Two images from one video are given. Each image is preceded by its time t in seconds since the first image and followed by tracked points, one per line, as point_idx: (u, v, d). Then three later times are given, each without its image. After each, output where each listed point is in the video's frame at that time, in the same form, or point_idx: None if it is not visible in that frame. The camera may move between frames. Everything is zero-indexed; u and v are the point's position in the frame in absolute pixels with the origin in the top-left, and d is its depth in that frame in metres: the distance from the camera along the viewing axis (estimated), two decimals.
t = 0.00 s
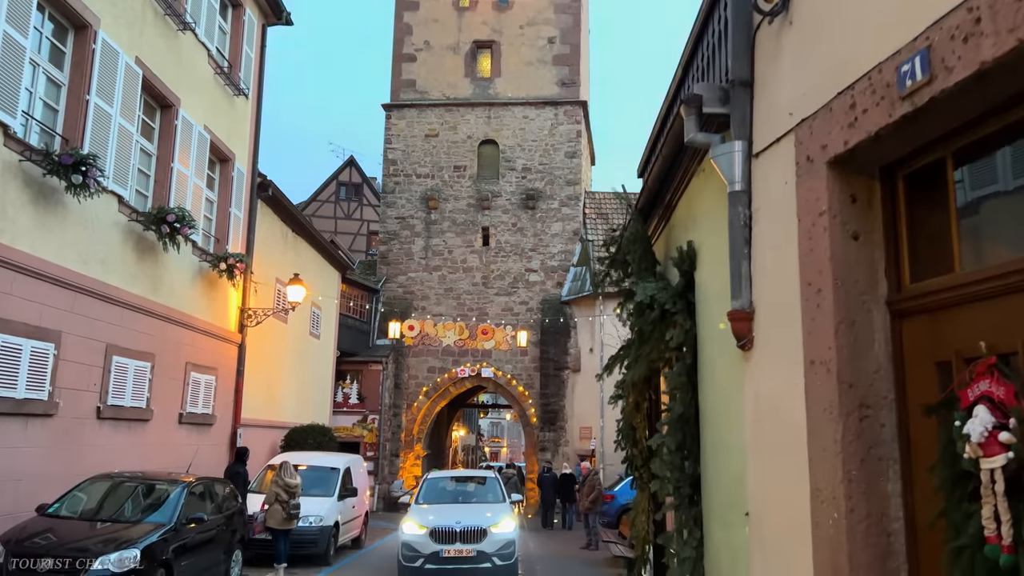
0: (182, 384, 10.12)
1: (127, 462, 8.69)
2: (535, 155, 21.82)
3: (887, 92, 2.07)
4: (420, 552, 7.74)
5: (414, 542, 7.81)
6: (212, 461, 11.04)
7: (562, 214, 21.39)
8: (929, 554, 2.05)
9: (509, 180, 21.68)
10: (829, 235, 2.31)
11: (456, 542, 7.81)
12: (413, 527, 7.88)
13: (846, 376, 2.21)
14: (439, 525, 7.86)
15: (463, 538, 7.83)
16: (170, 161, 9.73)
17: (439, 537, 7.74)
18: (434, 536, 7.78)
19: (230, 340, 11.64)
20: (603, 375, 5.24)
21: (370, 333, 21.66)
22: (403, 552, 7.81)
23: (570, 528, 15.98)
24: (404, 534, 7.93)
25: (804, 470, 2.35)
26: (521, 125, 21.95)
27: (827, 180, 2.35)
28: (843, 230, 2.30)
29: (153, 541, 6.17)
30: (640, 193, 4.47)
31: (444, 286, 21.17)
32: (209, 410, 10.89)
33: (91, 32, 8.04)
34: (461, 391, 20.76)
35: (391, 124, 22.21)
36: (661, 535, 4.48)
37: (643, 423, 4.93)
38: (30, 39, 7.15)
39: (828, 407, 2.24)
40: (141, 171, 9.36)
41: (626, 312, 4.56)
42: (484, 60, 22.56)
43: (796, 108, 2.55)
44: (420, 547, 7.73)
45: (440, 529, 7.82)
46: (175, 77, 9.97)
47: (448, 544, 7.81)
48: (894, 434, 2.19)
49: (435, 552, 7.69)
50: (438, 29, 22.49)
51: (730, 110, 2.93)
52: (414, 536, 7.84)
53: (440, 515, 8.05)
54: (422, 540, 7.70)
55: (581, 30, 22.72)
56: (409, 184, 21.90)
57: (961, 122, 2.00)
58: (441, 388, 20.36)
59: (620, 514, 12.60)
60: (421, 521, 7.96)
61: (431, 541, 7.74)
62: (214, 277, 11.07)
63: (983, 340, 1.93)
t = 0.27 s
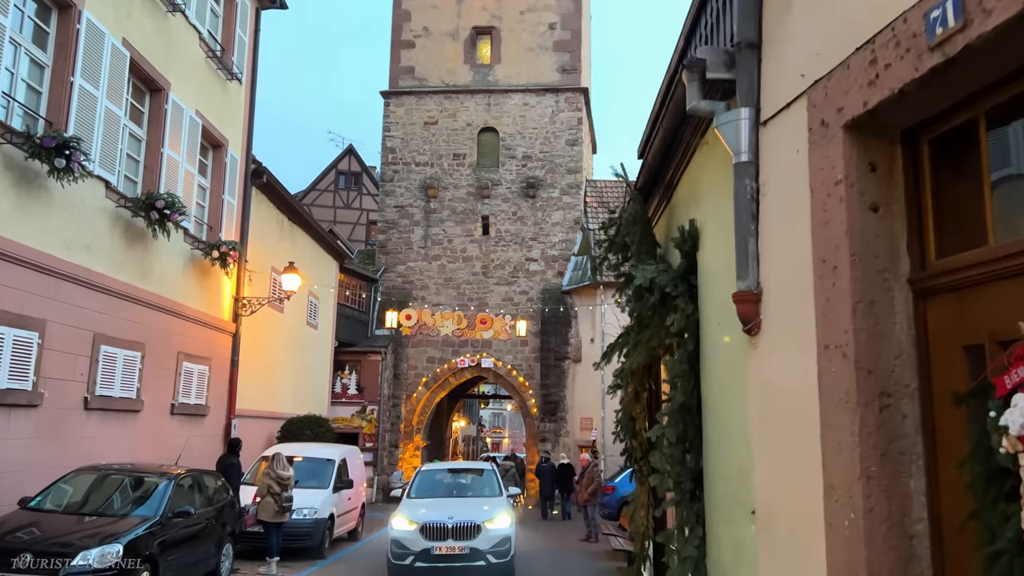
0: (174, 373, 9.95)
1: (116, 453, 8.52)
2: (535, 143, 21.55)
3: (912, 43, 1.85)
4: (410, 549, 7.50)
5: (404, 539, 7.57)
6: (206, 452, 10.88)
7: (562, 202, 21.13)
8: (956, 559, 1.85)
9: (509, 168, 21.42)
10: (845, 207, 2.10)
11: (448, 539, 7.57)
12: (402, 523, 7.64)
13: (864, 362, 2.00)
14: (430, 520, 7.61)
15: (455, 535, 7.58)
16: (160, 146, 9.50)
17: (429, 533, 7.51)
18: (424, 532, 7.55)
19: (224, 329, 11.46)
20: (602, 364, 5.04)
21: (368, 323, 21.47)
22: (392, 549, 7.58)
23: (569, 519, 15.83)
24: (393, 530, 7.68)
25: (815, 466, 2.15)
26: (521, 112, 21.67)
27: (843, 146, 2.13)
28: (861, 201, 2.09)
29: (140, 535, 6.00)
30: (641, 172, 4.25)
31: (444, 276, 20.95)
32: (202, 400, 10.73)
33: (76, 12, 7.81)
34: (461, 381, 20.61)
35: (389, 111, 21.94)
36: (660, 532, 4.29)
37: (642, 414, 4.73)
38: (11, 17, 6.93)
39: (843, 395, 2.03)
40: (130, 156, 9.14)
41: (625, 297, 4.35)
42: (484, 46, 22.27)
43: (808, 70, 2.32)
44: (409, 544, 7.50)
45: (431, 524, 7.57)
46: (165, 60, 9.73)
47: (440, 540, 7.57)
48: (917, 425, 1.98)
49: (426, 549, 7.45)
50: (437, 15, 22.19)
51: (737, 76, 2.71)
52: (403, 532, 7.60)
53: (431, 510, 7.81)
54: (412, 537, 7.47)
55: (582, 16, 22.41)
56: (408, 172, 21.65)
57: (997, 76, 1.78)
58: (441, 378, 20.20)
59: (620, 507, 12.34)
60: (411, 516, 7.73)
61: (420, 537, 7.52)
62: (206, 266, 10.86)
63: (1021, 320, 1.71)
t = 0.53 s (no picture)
0: (167, 365, 9.78)
1: (107, 446, 8.36)
2: (536, 133, 21.30)
3: None
4: (399, 548, 7.19)
5: (393, 537, 7.27)
6: (201, 445, 10.73)
7: (563, 193, 20.91)
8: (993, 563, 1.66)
9: (509, 158, 21.19)
10: (867, 174, 1.90)
11: (439, 537, 7.26)
12: (391, 520, 7.35)
13: (888, 344, 1.81)
14: (420, 518, 7.31)
15: (447, 533, 7.27)
16: (151, 133, 9.30)
17: (420, 532, 7.21)
18: (414, 530, 7.25)
19: (219, 321, 11.29)
20: (601, 353, 4.84)
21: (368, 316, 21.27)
22: (381, 548, 7.27)
23: (568, 512, 15.71)
24: (382, 528, 7.39)
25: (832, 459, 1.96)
26: (522, 102, 21.42)
27: (865, 107, 1.93)
28: (885, 166, 1.89)
29: (128, 530, 5.85)
30: (642, 150, 4.05)
31: (443, 268, 20.76)
32: (197, 393, 10.57)
33: None
34: (461, 373, 20.47)
35: (388, 101, 21.68)
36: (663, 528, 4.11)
37: (643, 405, 4.55)
38: None
39: (865, 382, 1.84)
40: (120, 143, 8.95)
41: (625, 282, 4.15)
42: (484, 35, 22.02)
43: (825, 25, 2.12)
44: (399, 542, 7.19)
45: (421, 522, 7.27)
46: (157, 45, 9.50)
47: (431, 539, 7.27)
48: (948, 414, 1.79)
49: (416, 549, 7.14)
50: (437, 3, 21.94)
51: (746, 38, 2.51)
52: (392, 529, 7.30)
53: (422, 507, 7.51)
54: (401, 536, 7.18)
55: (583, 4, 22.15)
56: (407, 162, 21.43)
57: None
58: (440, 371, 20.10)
59: (621, 500, 12.11)
60: (401, 514, 7.42)
61: (410, 536, 7.21)
62: (200, 256, 10.67)
63: None
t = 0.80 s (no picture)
0: (161, 357, 9.58)
1: (98, 440, 8.18)
2: (537, 124, 21.03)
3: None
4: (388, 548, 6.68)
5: (381, 535, 6.75)
6: (196, 438, 10.54)
7: (565, 184, 20.67)
8: None
9: (511, 149, 20.95)
10: (907, 127, 1.74)
11: (432, 536, 6.74)
12: (381, 517, 6.83)
13: (935, 319, 1.67)
14: (411, 515, 6.80)
15: (439, 532, 6.75)
16: (143, 119, 9.08)
17: (410, 530, 6.69)
18: (405, 529, 6.72)
19: (214, 312, 11.07)
20: (603, 341, 4.64)
21: (367, 308, 21.10)
22: (369, 547, 6.76)
23: (570, 506, 15.51)
24: (370, 524, 6.86)
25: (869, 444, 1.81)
26: (523, 92, 21.16)
27: (907, 49, 1.76)
28: (929, 117, 1.72)
29: (116, 525, 5.67)
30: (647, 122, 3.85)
31: (444, 260, 20.55)
32: (192, 385, 10.38)
33: None
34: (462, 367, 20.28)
35: (388, 92, 21.43)
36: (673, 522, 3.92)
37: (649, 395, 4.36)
38: None
39: (908, 361, 1.70)
40: (110, 129, 8.72)
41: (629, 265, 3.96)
42: (485, 25, 21.74)
43: None
44: (388, 542, 6.67)
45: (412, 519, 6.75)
46: (148, 30, 9.27)
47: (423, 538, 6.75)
48: (1001, 398, 1.67)
49: (405, 549, 6.63)
50: None
51: None
52: (381, 528, 6.77)
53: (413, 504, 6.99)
54: (390, 534, 6.65)
55: None
56: (407, 154, 21.19)
57: None
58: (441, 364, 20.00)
59: (623, 495, 12.19)
60: (391, 511, 6.90)
61: (400, 535, 6.68)
62: (195, 245, 10.46)
63: None
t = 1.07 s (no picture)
0: (150, 354, 9.38)
1: (85, 438, 7.98)
2: (537, 119, 20.79)
3: None
4: (371, 554, 6.44)
5: (363, 540, 6.51)
6: (187, 436, 10.35)
7: (565, 179, 20.44)
8: None
9: (510, 144, 20.71)
10: (940, 87, 1.58)
11: (417, 541, 6.46)
12: (363, 521, 6.58)
13: (971, 304, 1.51)
14: (396, 518, 6.53)
15: (425, 537, 6.46)
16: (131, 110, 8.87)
17: (393, 536, 6.43)
18: (387, 534, 6.46)
19: (206, 308, 10.87)
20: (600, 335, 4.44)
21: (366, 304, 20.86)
22: (351, 552, 6.52)
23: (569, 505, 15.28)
24: (352, 528, 6.63)
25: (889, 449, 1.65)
26: (523, 86, 20.92)
27: None
28: (964, 73, 1.56)
29: (99, 525, 5.51)
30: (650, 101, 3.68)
31: (443, 256, 20.33)
32: (183, 382, 10.19)
33: None
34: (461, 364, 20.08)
35: (386, 86, 21.20)
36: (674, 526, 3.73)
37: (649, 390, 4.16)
38: None
39: (944, 351, 1.53)
40: (97, 120, 8.52)
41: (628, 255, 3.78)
42: (484, 18, 21.50)
43: None
44: (370, 547, 6.42)
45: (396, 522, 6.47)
46: (137, 18, 9.05)
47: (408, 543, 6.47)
48: None
49: (388, 555, 6.38)
50: None
51: None
52: (363, 532, 6.53)
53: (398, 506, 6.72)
54: (371, 540, 6.41)
55: None
56: (406, 148, 20.96)
57: None
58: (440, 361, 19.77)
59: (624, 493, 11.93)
60: (374, 514, 6.64)
61: (383, 540, 6.43)
62: (186, 240, 10.25)
63: None
